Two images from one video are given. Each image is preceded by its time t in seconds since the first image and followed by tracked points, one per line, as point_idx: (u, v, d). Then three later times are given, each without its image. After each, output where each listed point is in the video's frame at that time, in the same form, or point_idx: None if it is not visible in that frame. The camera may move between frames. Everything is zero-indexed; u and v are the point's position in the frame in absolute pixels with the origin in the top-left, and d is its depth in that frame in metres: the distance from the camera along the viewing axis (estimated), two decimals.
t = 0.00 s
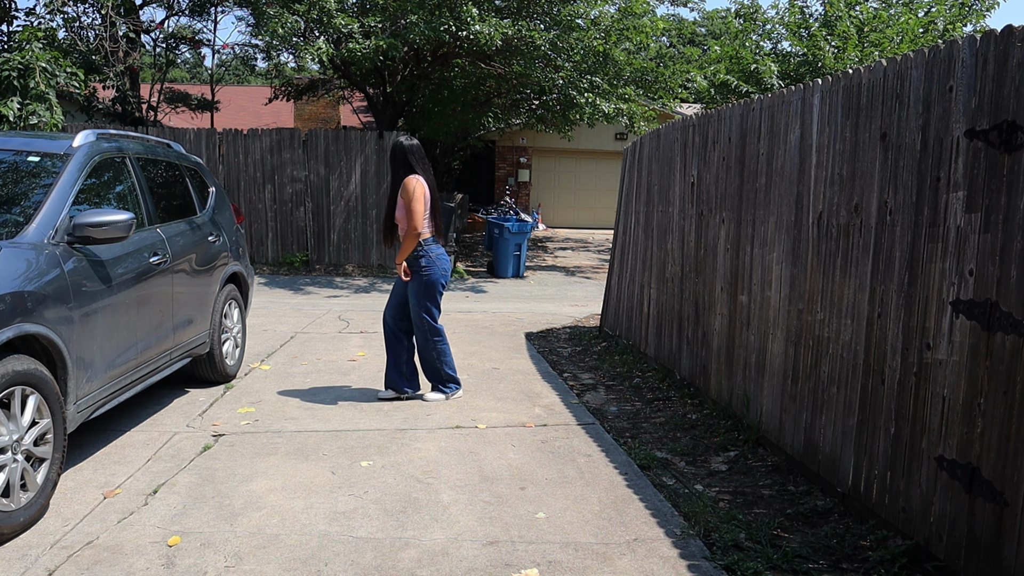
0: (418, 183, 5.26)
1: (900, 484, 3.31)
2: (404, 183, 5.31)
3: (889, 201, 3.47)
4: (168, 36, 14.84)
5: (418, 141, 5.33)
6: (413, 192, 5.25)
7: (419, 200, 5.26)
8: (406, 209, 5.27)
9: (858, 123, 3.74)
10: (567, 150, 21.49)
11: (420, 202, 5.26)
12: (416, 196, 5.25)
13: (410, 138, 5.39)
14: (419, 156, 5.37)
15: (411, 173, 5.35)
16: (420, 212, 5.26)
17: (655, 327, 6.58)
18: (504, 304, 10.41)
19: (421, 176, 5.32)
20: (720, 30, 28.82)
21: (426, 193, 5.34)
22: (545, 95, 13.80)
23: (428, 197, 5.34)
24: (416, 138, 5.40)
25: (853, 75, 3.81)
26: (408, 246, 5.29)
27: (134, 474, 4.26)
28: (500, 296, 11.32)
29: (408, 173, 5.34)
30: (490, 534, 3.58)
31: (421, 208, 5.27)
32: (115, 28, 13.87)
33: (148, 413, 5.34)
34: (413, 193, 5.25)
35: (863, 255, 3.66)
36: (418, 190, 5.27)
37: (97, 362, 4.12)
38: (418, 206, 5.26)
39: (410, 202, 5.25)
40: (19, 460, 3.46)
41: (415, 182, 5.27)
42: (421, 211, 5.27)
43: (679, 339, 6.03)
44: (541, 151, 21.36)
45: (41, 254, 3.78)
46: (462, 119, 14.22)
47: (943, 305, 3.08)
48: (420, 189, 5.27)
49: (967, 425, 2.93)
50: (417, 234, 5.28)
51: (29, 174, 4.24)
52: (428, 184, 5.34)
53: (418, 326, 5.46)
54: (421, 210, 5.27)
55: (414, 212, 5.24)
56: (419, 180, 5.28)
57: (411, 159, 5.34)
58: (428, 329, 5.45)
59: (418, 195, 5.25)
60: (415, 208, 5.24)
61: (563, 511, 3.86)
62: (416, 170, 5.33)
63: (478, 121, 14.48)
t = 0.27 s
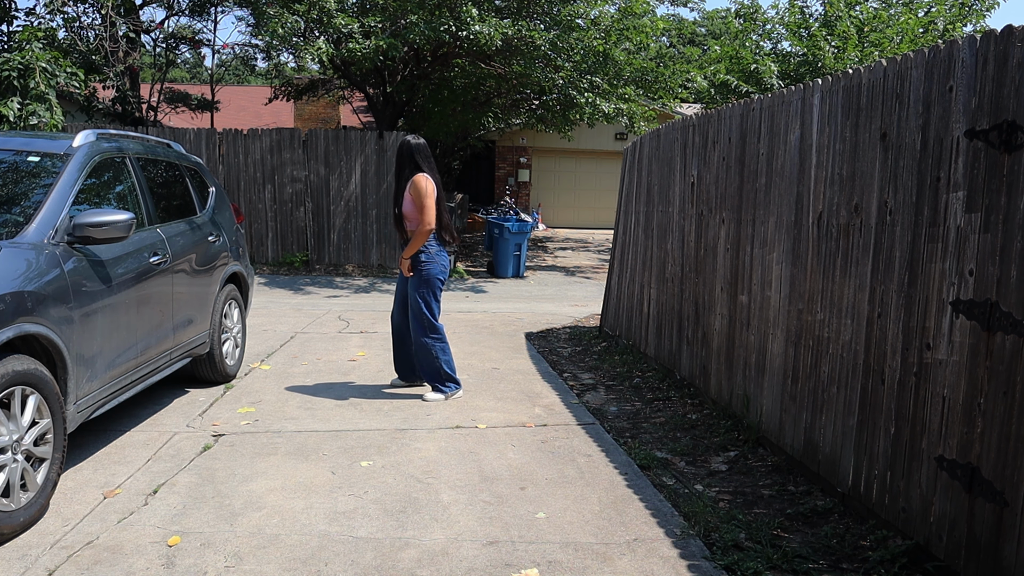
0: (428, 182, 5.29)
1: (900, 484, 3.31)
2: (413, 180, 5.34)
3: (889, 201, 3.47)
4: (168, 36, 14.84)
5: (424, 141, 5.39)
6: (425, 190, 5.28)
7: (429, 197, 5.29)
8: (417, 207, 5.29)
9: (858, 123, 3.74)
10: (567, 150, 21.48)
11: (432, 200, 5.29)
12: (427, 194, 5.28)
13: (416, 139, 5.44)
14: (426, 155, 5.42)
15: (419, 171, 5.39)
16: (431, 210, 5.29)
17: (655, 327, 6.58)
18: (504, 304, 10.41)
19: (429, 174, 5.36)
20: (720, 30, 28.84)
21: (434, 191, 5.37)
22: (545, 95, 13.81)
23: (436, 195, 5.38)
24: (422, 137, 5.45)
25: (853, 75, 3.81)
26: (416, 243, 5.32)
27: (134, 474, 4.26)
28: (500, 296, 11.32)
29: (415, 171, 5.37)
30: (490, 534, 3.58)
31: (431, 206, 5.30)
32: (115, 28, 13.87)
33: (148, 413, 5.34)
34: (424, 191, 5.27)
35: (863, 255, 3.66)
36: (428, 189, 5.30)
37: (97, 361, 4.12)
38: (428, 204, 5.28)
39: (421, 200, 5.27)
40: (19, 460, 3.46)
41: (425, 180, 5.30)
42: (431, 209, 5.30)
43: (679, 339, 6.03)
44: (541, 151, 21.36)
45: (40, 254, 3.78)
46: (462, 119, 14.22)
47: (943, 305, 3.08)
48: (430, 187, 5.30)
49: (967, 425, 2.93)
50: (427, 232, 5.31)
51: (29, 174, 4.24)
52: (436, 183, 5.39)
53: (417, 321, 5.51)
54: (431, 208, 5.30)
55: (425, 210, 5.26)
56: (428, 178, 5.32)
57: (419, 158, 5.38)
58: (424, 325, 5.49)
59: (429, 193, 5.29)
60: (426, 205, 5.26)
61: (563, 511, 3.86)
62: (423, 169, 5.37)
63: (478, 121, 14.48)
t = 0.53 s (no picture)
0: (422, 186, 5.41)
1: (900, 484, 3.31)
2: (408, 184, 5.47)
3: (889, 201, 3.47)
4: (168, 36, 14.84)
5: (423, 145, 5.48)
6: (418, 194, 5.41)
7: (422, 202, 5.41)
8: (410, 210, 5.41)
9: (858, 123, 3.74)
10: (567, 150, 21.48)
11: (425, 205, 5.41)
12: (421, 198, 5.40)
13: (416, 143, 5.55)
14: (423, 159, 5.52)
15: (415, 175, 5.49)
16: (423, 214, 5.41)
17: (655, 327, 6.58)
18: (504, 304, 10.41)
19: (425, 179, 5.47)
20: (720, 29, 28.86)
21: (429, 196, 5.49)
22: (545, 95, 13.81)
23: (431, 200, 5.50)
24: (422, 142, 5.55)
25: (853, 75, 3.81)
26: (408, 244, 5.46)
27: (134, 474, 4.26)
28: (500, 296, 11.32)
29: (412, 175, 5.48)
30: (490, 534, 3.58)
31: (424, 210, 5.42)
32: (115, 28, 13.87)
33: (148, 413, 5.34)
34: (418, 195, 5.40)
35: (863, 255, 3.66)
36: (422, 193, 5.42)
37: (97, 361, 4.12)
38: (421, 208, 5.41)
39: (413, 204, 5.40)
40: (19, 460, 3.45)
41: (419, 185, 5.43)
42: (423, 213, 5.42)
43: (679, 339, 6.03)
44: (541, 151, 21.36)
45: (41, 254, 3.78)
46: (462, 119, 14.22)
47: (943, 305, 3.08)
48: (423, 192, 5.42)
49: (967, 425, 2.93)
50: (418, 235, 5.42)
51: (29, 174, 4.24)
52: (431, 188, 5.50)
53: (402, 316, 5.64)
54: (423, 212, 5.42)
55: (417, 214, 5.39)
56: (423, 182, 5.43)
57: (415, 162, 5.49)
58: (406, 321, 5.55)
59: (423, 197, 5.41)
60: (417, 208, 5.39)
61: (563, 511, 3.86)
62: (420, 172, 5.47)
63: (478, 121, 14.48)
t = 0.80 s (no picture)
0: (418, 181, 5.42)
1: (900, 484, 3.31)
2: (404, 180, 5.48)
3: (889, 201, 3.47)
4: (168, 36, 14.84)
5: (420, 141, 5.49)
6: (414, 189, 5.41)
7: (419, 196, 5.42)
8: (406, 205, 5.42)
9: (858, 123, 3.74)
10: (567, 150, 21.49)
11: (421, 200, 5.42)
12: (416, 193, 5.40)
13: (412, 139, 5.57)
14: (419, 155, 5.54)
15: (412, 171, 5.50)
16: (419, 209, 5.41)
17: (655, 326, 6.58)
18: (504, 304, 10.41)
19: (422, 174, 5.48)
20: (719, 29, 28.88)
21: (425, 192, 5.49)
22: (545, 95, 13.81)
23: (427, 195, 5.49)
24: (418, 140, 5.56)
25: (853, 74, 3.81)
26: (402, 239, 5.42)
27: (134, 474, 4.26)
28: (500, 296, 11.32)
29: (408, 171, 5.49)
30: (490, 534, 3.58)
31: (419, 205, 5.41)
32: (115, 28, 13.88)
33: (148, 413, 5.34)
34: (413, 189, 5.41)
35: (863, 255, 3.66)
36: (418, 188, 5.43)
37: (97, 361, 4.12)
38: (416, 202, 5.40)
39: (409, 198, 5.40)
40: (19, 460, 3.45)
41: (415, 179, 5.44)
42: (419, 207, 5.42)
43: (679, 338, 6.03)
44: (542, 151, 21.36)
45: (40, 254, 3.77)
46: (462, 119, 14.22)
47: (943, 305, 3.08)
48: (419, 186, 5.42)
49: (967, 425, 2.93)
50: (413, 229, 5.40)
51: (29, 174, 4.24)
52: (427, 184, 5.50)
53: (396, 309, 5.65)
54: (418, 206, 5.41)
55: (413, 208, 5.39)
56: (419, 178, 5.45)
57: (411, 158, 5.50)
58: (395, 316, 5.51)
59: (418, 191, 5.41)
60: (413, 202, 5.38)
61: (563, 511, 3.86)
62: (416, 169, 5.49)
63: (478, 121, 14.48)
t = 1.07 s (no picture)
0: (412, 187, 5.41)
1: (900, 484, 3.31)
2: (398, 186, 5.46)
3: (889, 201, 3.47)
4: (168, 36, 14.84)
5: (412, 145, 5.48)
6: (408, 195, 5.40)
7: (413, 202, 5.41)
8: (400, 210, 5.41)
9: (858, 123, 3.74)
10: (567, 150, 21.49)
11: (415, 205, 5.42)
12: (411, 199, 5.40)
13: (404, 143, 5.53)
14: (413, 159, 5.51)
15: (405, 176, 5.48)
16: (414, 214, 5.41)
17: (655, 327, 6.57)
18: (504, 305, 10.41)
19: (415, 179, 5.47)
20: (719, 29, 28.91)
21: (419, 196, 5.49)
22: (545, 96, 13.81)
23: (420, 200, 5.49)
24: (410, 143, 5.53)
25: (853, 74, 3.81)
26: (397, 243, 5.42)
27: (134, 474, 4.26)
28: (500, 296, 11.32)
29: (402, 176, 5.46)
30: (490, 534, 3.58)
31: (414, 211, 5.41)
32: (115, 28, 13.88)
33: (148, 413, 5.34)
34: (408, 196, 5.40)
35: (863, 255, 3.66)
36: (412, 194, 5.41)
37: (97, 361, 4.12)
38: (411, 208, 5.40)
39: (404, 204, 5.39)
40: (19, 460, 3.46)
41: (409, 185, 5.43)
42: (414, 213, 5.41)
43: (679, 338, 6.03)
44: (542, 151, 21.36)
45: (40, 254, 3.78)
46: (462, 119, 14.22)
47: (943, 305, 3.08)
48: (414, 192, 5.42)
49: (967, 425, 2.93)
50: (409, 234, 5.41)
51: (29, 174, 4.24)
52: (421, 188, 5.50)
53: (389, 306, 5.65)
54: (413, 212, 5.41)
55: (408, 214, 5.38)
56: (413, 183, 5.43)
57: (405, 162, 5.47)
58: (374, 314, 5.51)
59: (412, 197, 5.40)
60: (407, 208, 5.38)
61: (564, 511, 3.86)
62: (410, 173, 5.46)
63: (478, 121, 14.49)
